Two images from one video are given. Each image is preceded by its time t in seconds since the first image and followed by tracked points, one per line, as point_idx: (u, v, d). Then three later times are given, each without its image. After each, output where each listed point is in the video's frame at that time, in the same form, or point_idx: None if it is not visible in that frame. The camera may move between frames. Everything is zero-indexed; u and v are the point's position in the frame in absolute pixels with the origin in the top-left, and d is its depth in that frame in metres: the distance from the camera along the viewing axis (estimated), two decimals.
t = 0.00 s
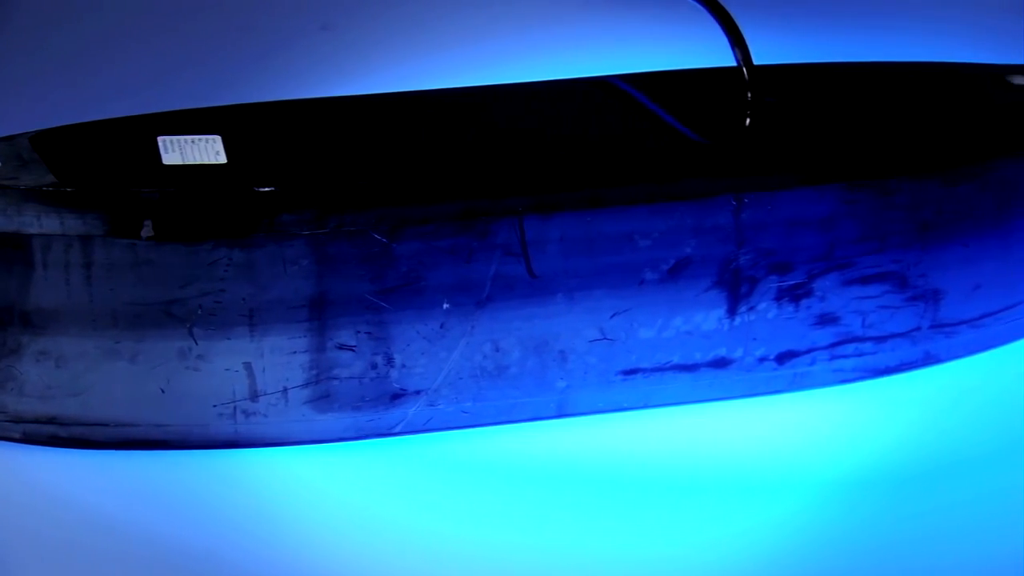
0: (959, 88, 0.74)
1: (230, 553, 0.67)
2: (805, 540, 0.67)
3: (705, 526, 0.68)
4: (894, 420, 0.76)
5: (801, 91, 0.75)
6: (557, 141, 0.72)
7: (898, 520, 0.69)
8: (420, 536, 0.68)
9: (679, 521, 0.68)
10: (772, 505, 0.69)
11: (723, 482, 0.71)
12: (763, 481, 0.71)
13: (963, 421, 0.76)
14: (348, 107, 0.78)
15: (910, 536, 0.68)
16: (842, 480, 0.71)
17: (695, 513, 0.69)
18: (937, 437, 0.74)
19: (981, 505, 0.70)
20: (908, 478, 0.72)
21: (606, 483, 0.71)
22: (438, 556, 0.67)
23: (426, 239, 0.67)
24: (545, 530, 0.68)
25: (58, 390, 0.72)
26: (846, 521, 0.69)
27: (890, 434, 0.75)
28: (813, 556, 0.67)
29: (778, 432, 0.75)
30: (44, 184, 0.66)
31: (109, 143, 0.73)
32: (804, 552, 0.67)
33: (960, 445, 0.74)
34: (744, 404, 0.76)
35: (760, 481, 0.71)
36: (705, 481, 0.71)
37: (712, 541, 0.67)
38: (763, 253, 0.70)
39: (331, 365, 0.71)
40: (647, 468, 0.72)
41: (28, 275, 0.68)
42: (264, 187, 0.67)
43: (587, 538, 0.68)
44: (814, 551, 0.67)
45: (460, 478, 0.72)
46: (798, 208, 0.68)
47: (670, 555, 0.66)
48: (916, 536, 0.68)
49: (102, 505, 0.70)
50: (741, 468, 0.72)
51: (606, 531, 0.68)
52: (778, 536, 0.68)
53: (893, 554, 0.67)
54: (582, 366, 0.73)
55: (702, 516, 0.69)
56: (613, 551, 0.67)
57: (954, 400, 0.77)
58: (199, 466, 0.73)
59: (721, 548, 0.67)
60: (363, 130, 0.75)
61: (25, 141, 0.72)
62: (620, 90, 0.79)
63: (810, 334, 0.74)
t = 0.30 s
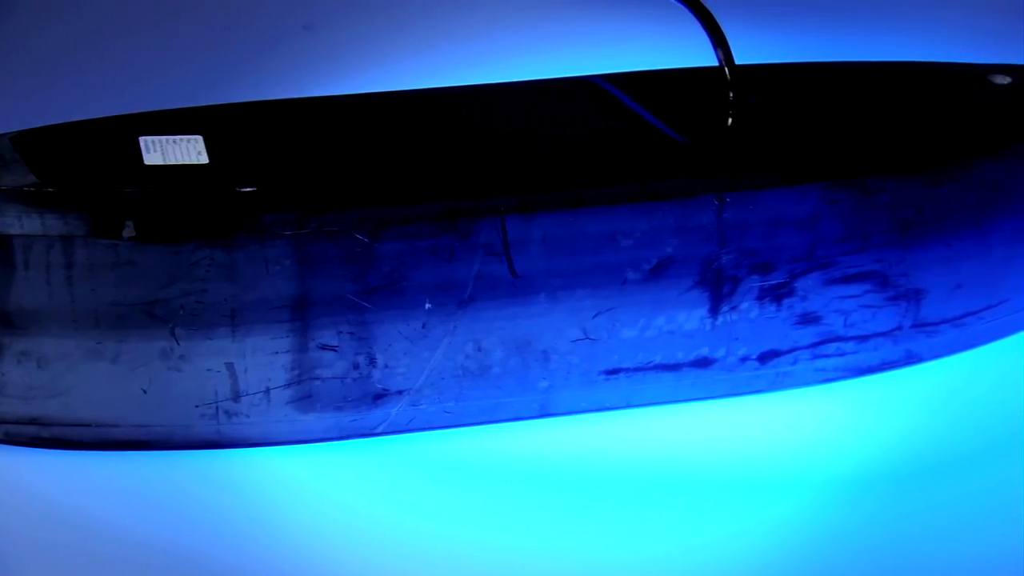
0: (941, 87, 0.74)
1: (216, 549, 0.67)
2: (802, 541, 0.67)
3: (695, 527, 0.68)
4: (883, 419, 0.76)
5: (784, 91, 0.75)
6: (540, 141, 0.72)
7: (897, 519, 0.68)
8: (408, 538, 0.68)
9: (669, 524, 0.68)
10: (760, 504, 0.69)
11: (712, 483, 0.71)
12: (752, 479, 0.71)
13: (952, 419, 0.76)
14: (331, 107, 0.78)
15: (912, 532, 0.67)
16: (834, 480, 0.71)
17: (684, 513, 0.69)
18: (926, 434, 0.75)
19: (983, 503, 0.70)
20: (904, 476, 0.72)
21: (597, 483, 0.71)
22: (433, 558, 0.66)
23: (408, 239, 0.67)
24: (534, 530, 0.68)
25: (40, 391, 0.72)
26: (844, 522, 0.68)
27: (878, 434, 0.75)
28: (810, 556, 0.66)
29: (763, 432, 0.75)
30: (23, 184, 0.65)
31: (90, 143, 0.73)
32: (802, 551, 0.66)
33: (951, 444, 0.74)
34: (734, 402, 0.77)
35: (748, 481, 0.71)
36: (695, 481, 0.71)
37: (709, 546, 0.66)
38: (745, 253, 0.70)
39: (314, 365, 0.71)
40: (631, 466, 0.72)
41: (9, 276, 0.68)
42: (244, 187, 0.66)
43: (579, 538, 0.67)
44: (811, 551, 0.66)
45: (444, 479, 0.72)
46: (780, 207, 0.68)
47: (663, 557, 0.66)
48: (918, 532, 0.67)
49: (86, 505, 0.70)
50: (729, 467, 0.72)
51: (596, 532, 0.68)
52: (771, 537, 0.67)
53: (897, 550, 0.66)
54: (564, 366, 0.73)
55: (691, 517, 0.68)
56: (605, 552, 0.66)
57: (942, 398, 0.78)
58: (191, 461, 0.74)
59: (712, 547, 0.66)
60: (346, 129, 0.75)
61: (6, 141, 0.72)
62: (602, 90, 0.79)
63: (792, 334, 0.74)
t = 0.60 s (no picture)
0: (922, 87, 0.74)
1: (200, 549, 0.67)
2: (785, 536, 0.67)
3: (681, 525, 0.68)
4: (872, 418, 0.76)
5: (765, 92, 0.75)
6: (523, 141, 0.72)
7: (892, 517, 0.68)
8: (394, 539, 0.68)
9: (657, 524, 0.68)
10: (745, 503, 0.70)
11: (698, 482, 0.71)
12: (739, 480, 0.71)
13: (943, 416, 0.76)
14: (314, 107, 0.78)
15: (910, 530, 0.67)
16: (822, 477, 0.72)
17: (670, 513, 0.69)
18: (916, 433, 0.75)
19: (979, 500, 0.70)
20: (896, 473, 0.72)
21: (585, 489, 0.71)
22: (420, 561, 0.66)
23: (390, 239, 0.67)
24: (519, 529, 0.68)
25: (22, 391, 0.72)
26: (839, 522, 0.68)
27: (866, 433, 0.75)
28: (797, 555, 0.66)
29: (748, 432, 0.75)
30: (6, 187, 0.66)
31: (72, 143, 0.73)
32: (795, 552, 0.66)
33: (942, 441, 0.74)
34: (714, 402, 0.77)
35: (735, 481, 0.71)
36: (682, 482, 0.71)
37: (697, 539, 0.67)
38: (727, 253, 0.70)
39: (296, 365, 0.71)
40: (616, 466, 0.73)
41: None
42: (229, 188, 0.67)
43: (568, 538, 0.67)
44: (803, 550, 0.66)
45: (428, 479, 0.72)
46: (762, 207, 0.68)
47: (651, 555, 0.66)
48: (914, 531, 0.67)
49: (69, 506, 0.70)
50: (716, 466, 0.72)
51: (583, 532, 0.68)
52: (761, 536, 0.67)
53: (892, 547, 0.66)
54: (547, 366, 0.73)
55: (678, 516, 0.68)
56: (592, 552, 0.66)
57: (931, 396, 0.78)
58: (169, 466, 0.74)
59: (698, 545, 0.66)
60: (329, 130, 0.75)
61: None
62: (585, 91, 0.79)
63: (774, 334, 0.74)
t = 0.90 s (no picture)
0: (903, 87, 0.74)
1: (182, 552, 0.67)
2: (769, 535, 0.67)
3: (665, 526, 0.67)
4: (857, 419, 0.76)
5: (746, 91, 0.75)
6: (505, 140, 0.72)
7: (887, 521, 0.67)
8: (378, 542, 0.67)
9: (643, 526, 0.68)
10: (725, 502, 0.69)
11: (682, 485, 0.71)
12: (724, 481, 0.71)
13: (931, 415, 0.76)
14: (297, 107, 0.78)
15: (909, 534, 0.66)
16: (809, 477, 0.71)
17: (653, 514, 0.68)
18: (903, 433, 0.75)
19: (975, 501, 0.69)
20: (885, 471, 0.72)
21: (569, 491, 0.71)
22: (406, 563, 0.66)
23: (372, 238, 0.67)
24: (503, 531, 0.68)
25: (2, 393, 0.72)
26: (833, 529, 0.67)
27: (849, 432, 0.75)
28: (780, 557, 0.65)
29: (730, 431, 0.75)
30: None
31: (52, 143, 0.73)
32: (785, 553, 0.65)
33: (930, 441, 0.74)
34: (695, 401, 0.77)
35: (720, 482, 0.71)
36: (662, 481, 0.71)
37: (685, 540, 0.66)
38: (709, 253, 0.69)
39: (278, 365, 0.71)
40: (599, 468, 0.73)
41: None
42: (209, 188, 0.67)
43: (552, 540, 0.67)
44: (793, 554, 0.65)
45: (412, 481, 0.73)
46: (744, 206, 0.68)
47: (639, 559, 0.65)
48: (912, 534, 0.66)
49: (55, 508, 0.71)
50: (700, 467, 0.73)
51: (570, 535, 0.67)
52: (750, 538, 0.66)
53: (894, 554, 0.65)
54: (529, 366, 0.73)
55: (663, 517, 0.68)
56: (575, 552, 0.66)
57: (918, 397, 0.78)
58: (159, 467, 0.74)
59: (683, 544, 0.66)
60: (312, 129, 0.75)
61: None
62: (568, 90, 0.79)
63: (756, 333, 0.74)
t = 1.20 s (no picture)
0: (884, 87, 0.75)
1: (168, 552, 0.66)
2: (752, 533, 0.66)
3: (649, 523, 0.67)
4: (845, 415, 0.75)
5: (729, 91, 0.75)
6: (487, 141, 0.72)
7: (872, 520, 0.67)
8: (362, 544, 0.67)
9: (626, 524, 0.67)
10: (708, 500, 0.69)
11: (667, 484, 0.71)
12: (708, 480, 0.71)
13: (925, 411, 0.76)
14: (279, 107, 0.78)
15: (893, 533, 0.66)
16: (797, 476, 0.71)
17: (638, 513, 0.68)
18: (893, 429, 0.74)
19: (963, 500, 0.69)
20: (872, 467, 0.71)
21: (555, 491, 0.71)
22: (392, 565, 0.65)
23: (355, 239, 0.67)
24: (488, 531, 0.68)
25: None
26: (817, 528, 0.67)
27: (839, 430, 0.74)
28: (761, 556, 0.65)
29: (717, 430, 0.75)
30: None
31: (33, 143, 0.73)
32: (768, 552, 0.65)
33: (920, 437, 0.74)
34: (679, 400, 0.77)
35: (706, 480, 0.71)
36: (649, 480, 0.71)
37: (670, 537, 0.66)
38: (692, 252, 0.70)
39: (261, 366, 0.71)
40: (584, 468, 0.72)
41: None
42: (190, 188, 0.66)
43: (536, 538, 0.67)
44: (775, 553, 0.65)
45: (398, 479, 0.72)
46: (727, 205, 0.68)
47: (621, 558, 0.65)
48: (898, 533, 0.66)
49: (38, 509, 0.70)
50: (685, 465, 0.72)
51: (552, 534, 0.67)
52: (732, 534, 0.66)
53: (876, 554, 0.65)
54: (512, 366, 0.73)
55: (648, 516, 0.68)
56: (558, 552, 0.66)
57: (906, 394, 0.77)
58: (140, 466, 0.74)
59: (665, 540, 0.66)
60: (293, 129, 0.75)
61: None
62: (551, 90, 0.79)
63: (739, 333, 0.74)
